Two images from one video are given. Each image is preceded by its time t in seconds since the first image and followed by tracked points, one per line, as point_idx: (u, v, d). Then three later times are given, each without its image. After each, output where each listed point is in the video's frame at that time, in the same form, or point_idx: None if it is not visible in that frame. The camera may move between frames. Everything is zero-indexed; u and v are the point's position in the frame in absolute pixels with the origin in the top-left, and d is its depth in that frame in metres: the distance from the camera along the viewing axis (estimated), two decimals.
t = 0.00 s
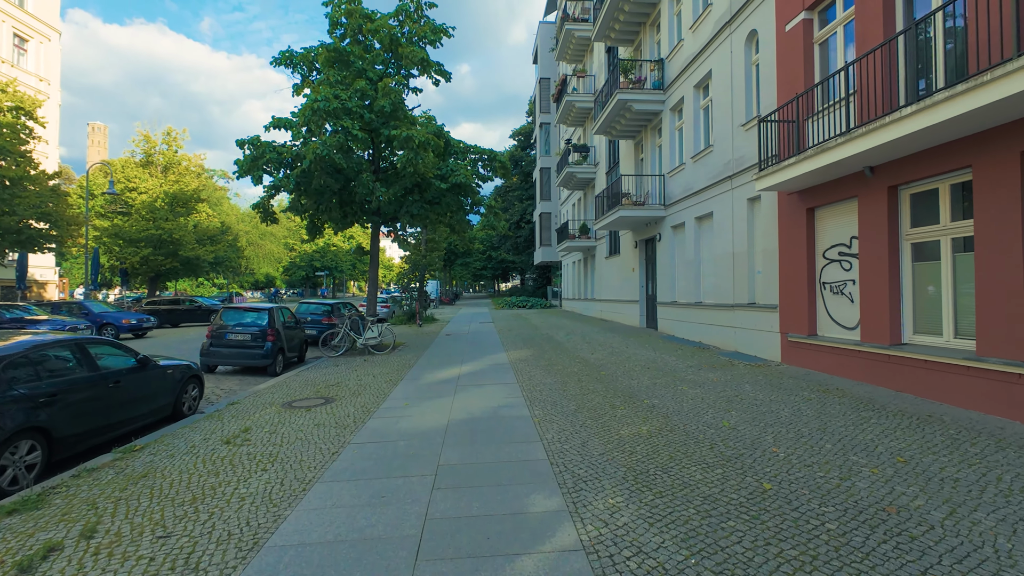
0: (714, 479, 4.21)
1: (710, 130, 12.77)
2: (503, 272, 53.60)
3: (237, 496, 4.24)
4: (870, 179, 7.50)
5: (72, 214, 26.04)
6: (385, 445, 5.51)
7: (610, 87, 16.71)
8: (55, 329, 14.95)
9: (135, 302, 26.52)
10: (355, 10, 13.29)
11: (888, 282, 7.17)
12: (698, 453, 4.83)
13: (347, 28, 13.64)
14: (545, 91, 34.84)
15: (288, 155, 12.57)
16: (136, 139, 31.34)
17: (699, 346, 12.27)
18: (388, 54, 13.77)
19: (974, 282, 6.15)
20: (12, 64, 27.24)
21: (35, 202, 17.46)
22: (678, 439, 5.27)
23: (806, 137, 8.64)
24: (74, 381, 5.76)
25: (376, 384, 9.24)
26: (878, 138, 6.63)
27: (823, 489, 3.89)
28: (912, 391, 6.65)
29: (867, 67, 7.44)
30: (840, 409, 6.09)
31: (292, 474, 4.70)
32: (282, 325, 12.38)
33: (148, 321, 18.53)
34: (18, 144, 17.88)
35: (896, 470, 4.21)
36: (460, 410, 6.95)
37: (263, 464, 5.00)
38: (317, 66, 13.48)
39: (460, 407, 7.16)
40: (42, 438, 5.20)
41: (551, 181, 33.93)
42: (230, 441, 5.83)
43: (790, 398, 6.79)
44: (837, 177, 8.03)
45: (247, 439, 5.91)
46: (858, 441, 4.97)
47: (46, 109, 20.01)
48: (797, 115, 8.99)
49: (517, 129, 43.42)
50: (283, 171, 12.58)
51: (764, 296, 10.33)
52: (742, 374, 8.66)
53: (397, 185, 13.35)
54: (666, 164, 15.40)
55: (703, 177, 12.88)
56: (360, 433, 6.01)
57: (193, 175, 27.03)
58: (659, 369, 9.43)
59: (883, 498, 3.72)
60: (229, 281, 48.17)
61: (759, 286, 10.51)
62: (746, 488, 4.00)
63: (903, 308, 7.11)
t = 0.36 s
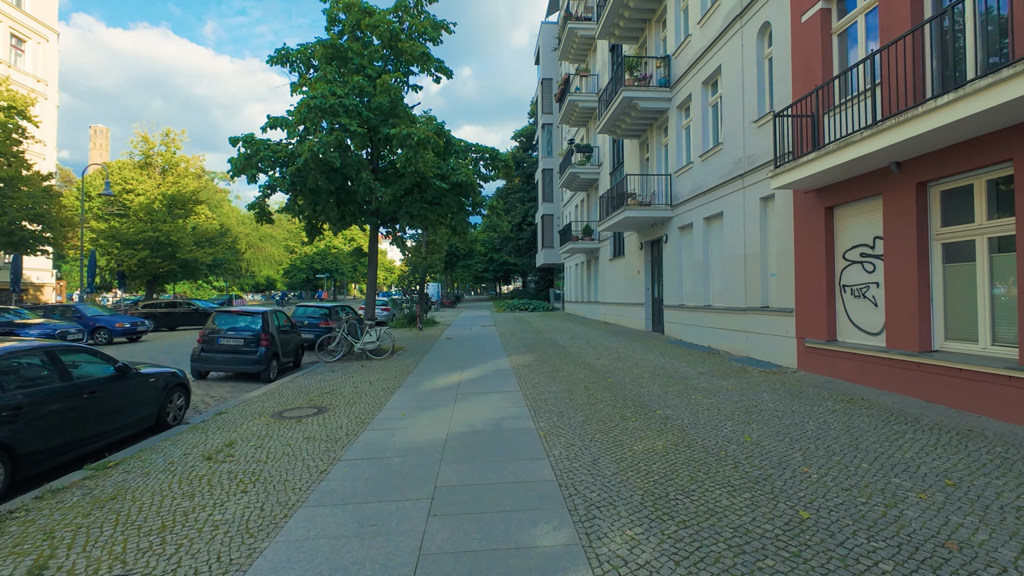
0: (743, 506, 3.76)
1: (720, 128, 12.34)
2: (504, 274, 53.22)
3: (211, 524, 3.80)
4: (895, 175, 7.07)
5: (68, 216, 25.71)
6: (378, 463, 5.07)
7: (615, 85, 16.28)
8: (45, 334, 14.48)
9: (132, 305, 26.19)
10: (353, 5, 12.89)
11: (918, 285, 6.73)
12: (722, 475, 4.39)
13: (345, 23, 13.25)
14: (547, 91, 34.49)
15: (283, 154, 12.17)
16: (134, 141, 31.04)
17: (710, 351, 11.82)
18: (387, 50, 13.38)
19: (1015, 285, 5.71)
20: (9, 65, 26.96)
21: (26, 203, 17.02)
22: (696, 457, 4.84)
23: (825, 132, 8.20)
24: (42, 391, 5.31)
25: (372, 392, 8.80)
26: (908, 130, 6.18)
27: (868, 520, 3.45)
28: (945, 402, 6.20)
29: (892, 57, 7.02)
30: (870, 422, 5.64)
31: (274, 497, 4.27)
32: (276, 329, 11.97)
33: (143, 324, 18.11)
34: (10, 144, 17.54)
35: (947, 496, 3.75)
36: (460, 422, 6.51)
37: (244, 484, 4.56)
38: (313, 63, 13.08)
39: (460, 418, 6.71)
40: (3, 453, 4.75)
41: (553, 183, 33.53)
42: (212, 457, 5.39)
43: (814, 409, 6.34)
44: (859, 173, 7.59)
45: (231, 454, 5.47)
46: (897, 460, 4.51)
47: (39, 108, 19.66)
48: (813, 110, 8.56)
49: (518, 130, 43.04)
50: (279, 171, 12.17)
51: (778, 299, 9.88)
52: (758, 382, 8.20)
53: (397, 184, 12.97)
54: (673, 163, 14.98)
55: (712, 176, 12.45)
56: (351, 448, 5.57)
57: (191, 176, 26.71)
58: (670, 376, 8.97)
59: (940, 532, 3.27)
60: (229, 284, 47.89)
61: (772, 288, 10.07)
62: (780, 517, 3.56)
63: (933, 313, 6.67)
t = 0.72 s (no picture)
0: (771, 539, 3.25)
1: (728, 122, 11.84)
2: (505, 276, 52.79)
3: (158, 557, 3.32)
4: (922, 166, 6.55)
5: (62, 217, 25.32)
6: (358, 481, 4.57)
7: (618, 80, 15.79)
8: (29, 336, 13.82)
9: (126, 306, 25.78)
10: None
11: (947, 284, 6.22)
12: (742, 498, 3.88)
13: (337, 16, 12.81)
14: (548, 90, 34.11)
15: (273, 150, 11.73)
16: (130, 141, 30.68)
17: (717, 355, 11.31)
18: (382, 43, 12.93)
19: None
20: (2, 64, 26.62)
21: (13, 202, 16.60)
22: (711, 476, 4.33)
23: (841, 122, 7.71)
24: None
25: (362, 398, 8.32)
26: (948, 112, 5.55)
27: (920, 557, 2.95)
28: (980, 412, 5.69)
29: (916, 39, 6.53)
30: (901, 435, 5.12)
31: (236, 523, 3.77)
32: (265, 332, 11.50)
33: (134, 327, 17.60)
34: None
35: (1008, 526, 3.24)
36: (451, 433, 6.00)
37: (204, 507, 4.06)
38: (305, 56, 12.64)
39: (451, 428, 6.21)
40: None
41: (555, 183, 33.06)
42: (176, 474, 4.89)
43: (836, 419, 5.82)
44: (881, 164, 7.07)
45: (198, 470, 4.97)
46: (939, 481, 3.99)
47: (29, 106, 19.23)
48: (829, 99, 8.06)
49: (519, 130, 42.63)
50: (268, 167, 11.72)
51: (790, 301, 9.38)
52: (772, 389, 7.68)
53: (392, 182, 12.53)
54: (678, 160, 14.49)
55: (719, 172, 11.95)
56: (330, 463, 5.08)
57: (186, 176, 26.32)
58: (677, 382, 8.46)
59: (1007, 573, 2.77)
60: (227, 286, 47.56)
61: (784, 289, 9.56)
62: (814, 553, 3.05)
63: (963, 315, 6.17)
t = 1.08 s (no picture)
0: None
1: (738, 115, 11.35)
2: (506, 278, 52.31)
3: None
4: (956, 156, 6.05)
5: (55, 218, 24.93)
6: (337, 505, 4.08)
7: (622, 74, 15.29)
8: (12, 340, 13.44)
9: (120, 308, 25.33)
10: None
11: (985, 285, 5.71)
12: (774, 531, 3.37)
13: (331, 6, 12.34)
14: (550, 89, 33.69)
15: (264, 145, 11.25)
16: (126, 141, 30.31)
17: (727, 359, 10.79)
18: (377, 35, 12.45)
19: None
20: None
21: None
22: (736, 503, 3.82)
23: (863, 112, 7.20)
24: None
25: (352, 406, 7.83)
26: (1009, 88, 4.86)
27: None
28: None
29: (949, 19, 6.02)
30: (942, 453, 4.61)
31: (190, 559, 3.28)
32: (254, 335, 11.03)
33: (123, 329, 17.26)
34: None
35: None
36: (444, 447, 5.50)
37: (157, 539, 3.57)
38: (298, 48, 12.15)
39: (445, 442, 5.71)
40: None
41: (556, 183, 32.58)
42: (136, 495, 4.39)
43: (866, 433, 5.31)
44: (910, 154, 6.55)
45: (162, 491, 4.47)
46: (999, 510, 3.48)
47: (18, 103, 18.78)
48: (849, 88, 7.57)
49: (520, 130, 42.19)
50: (258, 164, 11.24)
51: (806, 302, 8.87)
52: (790, 397, 7.16)
53: (387, 179, 12.07)
54: (684, 157, 14.00)
55: (728, 168, 11.45)
56: (308, 483, 4.59)
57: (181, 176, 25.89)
58: (687, 389, 7.96)
59: None
60: (226, 287, 47.09)
61: (800, 290, 9.05)
62: None
63: (1004, 318, 5.66)
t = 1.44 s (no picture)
0: None
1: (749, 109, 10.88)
2: (507, 279, 51.87)
3: None
4: (995, 147, 5.62)
5: (49, 218, 24.55)
6: (317, 534, 3.62)
7: (627, 68, 14.84)
8: None
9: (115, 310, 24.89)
10: None
11: None
12: (820, 570, 2.92)
13: None
14: (551, 88, 33.27)
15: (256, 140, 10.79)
16: (122, 140, 29.94)
17: (739, 364, 10.32)
18: (374, 27, 12.02)
19: None
20: None
21: None
22: (770, 534, 3.36)
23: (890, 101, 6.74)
24: None
25: (345, 414, 7.38)
26: None
27: None
28: None
29: None
30: (992, 472, 4.15)
31: None
32: (246, 338, 10.60)
33: (115, 331, 16.85)
34: None
35: None
36: (441, 463, 5.05)
37: None
38: (292, 40, 11.70)
39: (442, 456, 5.25)
40: None
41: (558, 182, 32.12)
42: (98, 520, 3.95)
43: (902, 448, 4.85)
44: (943, 145, 6.10)
45: (127, 516, 4.02)
46: None
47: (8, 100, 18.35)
48: (873, 76, 7.11)
49: (522, 130, 41.79)
50: (250, 159, 10.78)
51: (824, 304, 8.42)
52: (811, 406, 6.70)
53: (384, 176, 11.64)
54: (691, 153, 13.54)
55: (739, 165, 11.00)
56: (289, 506, 4.13)
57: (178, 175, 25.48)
58: (700, 397, 7.50)
59: None
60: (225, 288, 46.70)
61: (818, 292, 8.60)
62: None
63: None
